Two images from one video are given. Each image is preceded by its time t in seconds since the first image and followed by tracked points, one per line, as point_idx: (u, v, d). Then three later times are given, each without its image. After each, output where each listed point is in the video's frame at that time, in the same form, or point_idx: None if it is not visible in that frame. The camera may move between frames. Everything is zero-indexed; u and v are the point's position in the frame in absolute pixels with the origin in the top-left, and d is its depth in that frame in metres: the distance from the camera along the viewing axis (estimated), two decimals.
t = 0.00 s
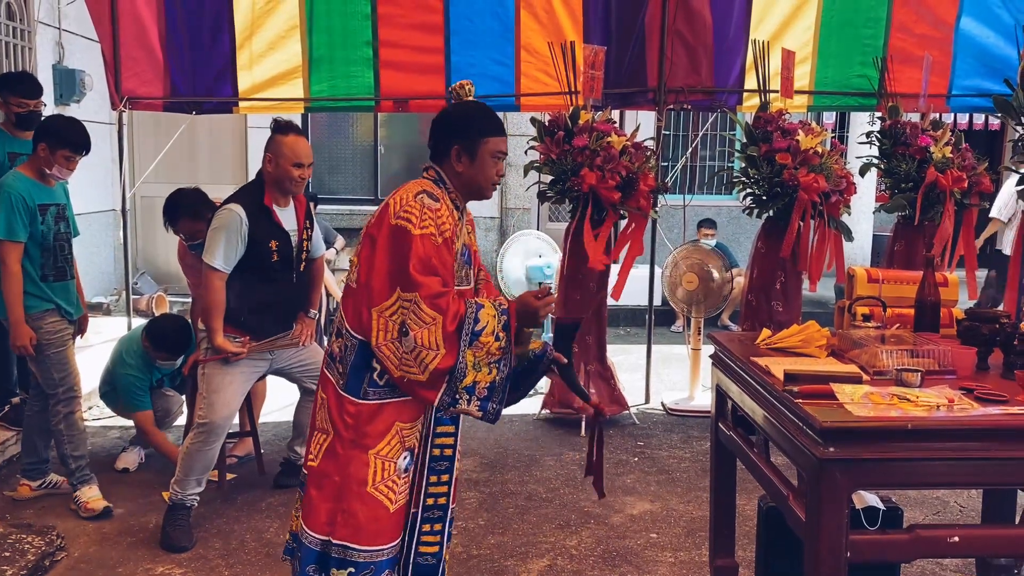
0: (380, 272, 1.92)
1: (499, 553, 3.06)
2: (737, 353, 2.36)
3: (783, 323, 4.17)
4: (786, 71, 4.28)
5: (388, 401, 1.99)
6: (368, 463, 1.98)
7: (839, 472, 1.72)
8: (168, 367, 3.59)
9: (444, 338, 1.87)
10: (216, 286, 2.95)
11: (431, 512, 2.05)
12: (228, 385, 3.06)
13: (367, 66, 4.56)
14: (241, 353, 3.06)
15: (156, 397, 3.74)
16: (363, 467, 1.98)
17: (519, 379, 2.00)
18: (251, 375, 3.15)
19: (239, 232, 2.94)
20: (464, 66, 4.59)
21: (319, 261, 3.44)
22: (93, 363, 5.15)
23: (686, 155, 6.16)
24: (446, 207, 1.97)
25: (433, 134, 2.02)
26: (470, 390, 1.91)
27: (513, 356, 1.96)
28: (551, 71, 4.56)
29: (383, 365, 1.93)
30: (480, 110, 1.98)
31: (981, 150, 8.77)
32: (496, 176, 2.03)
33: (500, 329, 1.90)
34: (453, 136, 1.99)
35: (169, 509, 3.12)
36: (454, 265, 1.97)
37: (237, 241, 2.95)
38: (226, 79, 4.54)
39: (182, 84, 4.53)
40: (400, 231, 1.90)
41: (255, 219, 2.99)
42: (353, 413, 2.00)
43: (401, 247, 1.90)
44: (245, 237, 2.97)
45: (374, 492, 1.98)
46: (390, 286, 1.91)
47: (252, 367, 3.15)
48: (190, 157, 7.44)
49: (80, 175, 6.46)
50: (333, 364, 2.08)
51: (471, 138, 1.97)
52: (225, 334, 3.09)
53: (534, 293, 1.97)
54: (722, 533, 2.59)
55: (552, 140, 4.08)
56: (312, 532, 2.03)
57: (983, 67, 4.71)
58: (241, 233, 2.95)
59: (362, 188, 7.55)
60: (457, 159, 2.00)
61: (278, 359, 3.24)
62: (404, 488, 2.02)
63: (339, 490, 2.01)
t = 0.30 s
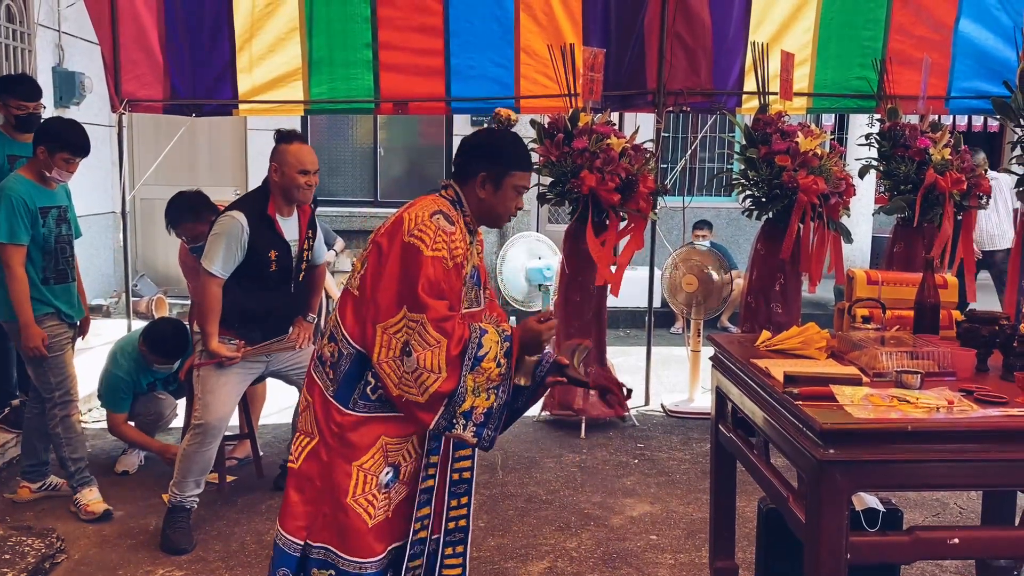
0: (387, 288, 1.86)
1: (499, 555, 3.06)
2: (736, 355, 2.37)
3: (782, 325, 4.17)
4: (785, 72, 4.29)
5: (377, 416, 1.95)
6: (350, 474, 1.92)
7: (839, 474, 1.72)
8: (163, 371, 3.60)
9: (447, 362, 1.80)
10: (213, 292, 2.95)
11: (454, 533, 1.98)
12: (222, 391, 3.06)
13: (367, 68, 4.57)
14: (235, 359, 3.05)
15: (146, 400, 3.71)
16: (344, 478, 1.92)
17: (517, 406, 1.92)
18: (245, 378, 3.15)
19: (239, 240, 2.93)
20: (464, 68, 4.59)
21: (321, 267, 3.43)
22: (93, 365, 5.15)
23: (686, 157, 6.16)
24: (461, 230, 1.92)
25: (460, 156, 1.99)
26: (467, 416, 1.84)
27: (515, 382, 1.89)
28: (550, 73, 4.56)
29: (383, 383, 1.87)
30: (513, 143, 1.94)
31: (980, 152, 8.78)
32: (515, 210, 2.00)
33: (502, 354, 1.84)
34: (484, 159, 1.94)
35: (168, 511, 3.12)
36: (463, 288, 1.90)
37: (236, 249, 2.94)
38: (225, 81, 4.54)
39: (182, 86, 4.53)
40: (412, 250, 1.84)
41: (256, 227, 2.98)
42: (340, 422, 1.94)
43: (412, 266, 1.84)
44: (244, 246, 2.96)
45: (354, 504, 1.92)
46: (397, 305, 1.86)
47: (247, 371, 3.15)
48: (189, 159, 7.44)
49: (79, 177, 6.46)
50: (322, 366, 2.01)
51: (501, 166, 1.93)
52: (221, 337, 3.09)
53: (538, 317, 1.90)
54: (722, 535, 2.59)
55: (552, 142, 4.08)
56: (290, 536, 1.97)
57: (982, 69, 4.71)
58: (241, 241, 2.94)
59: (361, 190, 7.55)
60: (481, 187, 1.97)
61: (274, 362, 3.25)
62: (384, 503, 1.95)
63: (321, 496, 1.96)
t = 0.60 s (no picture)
0: (393, 305, 1.85)
1: (499, 556, 3.06)
2: (736, 357, 2.37)
3: (781, 326, 4.18)
4: (785, 74, 4.29)
5: (367, 428, 1.93)
6: (330, 482, 1.90)
7: (839, 475, 1.73)
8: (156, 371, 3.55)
9: (446, 386, 1.80)
10: (211, 295, 2.95)
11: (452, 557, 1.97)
12: (220, 391, 3.06)
13: (366, 70, 4.57)
14: (233, 360, 3.06)
15: (142, 406, 3.74)
16: (325, 485, 1.90)
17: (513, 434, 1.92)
18: (243, 380, 3.15)
19: (239, 246, 2.93)
20: (463, 70, 4.59)
21: (322, 270, 3.42)
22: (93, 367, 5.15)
23: (685, 158, 6.16)
24: (471, 257, 1.91)
25: (483, 184, 1.99)
26: (463, 440, 1.83)
27: (513, 410, 1.89)
28: (549, 75, 4.57)
29: (382, 401, 1.86)
30: (537, 183, 1.94)
31: (978, 153, 8.80)
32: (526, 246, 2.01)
33: (502, 381, 1.85)
34: (508, 195, 1.94)
35: (168, 513, 3.12)
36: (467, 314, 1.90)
37: (236, 254, 2.94)
38: (225, 83, 4.54)
39: (181, 88, 4.53)
40: (421, 271, 1.83)
41: (256, 232, 2.98)
42: (326, 429, 1.93)
43: (419, 288, 1.83)
44: (244, 251, 2.96)
45: (330, 512, 1.89)
46: (400, 323, 1.84)
47: (245, 374, 3.15)
48: (189, 161, 7.44)
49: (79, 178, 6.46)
50: (311, 369, 1.99)
51: (524, 201, 1.94)
52: (220, 339, 3.10)
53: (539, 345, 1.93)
54: (722, 537, 2.59)
55: (551, 143, 4.08)
56: (271, 534, 1.97)
57: (981, 70, 4.72)
58: (241, 246, 2.94)
59: (361, 192, 7.56)
60: (499, 220, 1.98)
61: (272, 363, 3.26)
62: (364, 518, 1.92)
63: (304, 498, 1.95)
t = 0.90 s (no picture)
0: (397, 317, 1.85)
1: (499, 556, 3.06)
2: (735, 356, 2.37)
3: (780, 326, 4.19)
4: (784, 74, 4.29)
5: (358, 437, 1.94)
6: (315, 485, 1.89)
7: (838, 475, 1.73)
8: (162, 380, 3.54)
9: (443, 403, 1.80)
10: (215, 300, 2.95)
11: None
12: (220, 396, 3.06)
13: (365, 71, 4.57)
14: (237, 368, 3.06)
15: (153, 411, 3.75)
16: (309, 488, 1.89)
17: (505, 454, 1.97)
18: (242, 385, 3.15)
19: (241, 250, 2.93)
20: (462, 71, 4.59)
21: (321, 273, 3.42)
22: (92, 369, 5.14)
23: (684, 159, 6.15)
24: (477, 279, 1.91)
25: (500, 208, 1.99)
26: (459, 459, 1.88)
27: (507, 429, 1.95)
28: (549, 76, 4.57)
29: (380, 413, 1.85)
30: (553, 215, 1.96)
31: (977, 153, 8.81)
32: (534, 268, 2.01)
33: (501, 402, 1.89)
34: (523, 224, 1.95)
35: (167, 514, 3.12)
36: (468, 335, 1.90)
37: (239, 259, 2.94)
38: (224, 84, 4.54)
39: (180, 89, 4.53)
40: (427, 287, 1.83)
41: (257, 236, 2.97)
42: (316, 431, 1.92)
43: (424, 303, 1.82)
44: (247, 255, 2.96)
45: (309, 515, 1.88)
46: (401, 335, 1.84)
47: (245, 378, 3.15)
48: (189, 162, 7.44)
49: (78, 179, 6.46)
50: (305, 369, 1.99)
51: (540, 233, 1.95)
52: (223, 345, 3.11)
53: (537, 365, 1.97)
54: (721, 537, 2.59)
55: (550, 144, 4.08)
56: (255, 531, 1.96)
57: (980, 70, 4.72)
58: (243, 251, 2.94)
59: (360, 193, 7.55)
60: (512, 247, 1.97)
61: (273, 366, 3.25)
62: (344, 525, 1.91)
63: (286, 499, 1.94)
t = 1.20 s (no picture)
0: (397, 319, 1.85)
1: (498, 556, 3.06)
2: (734, 356, 2.36)
3: (778, 326, 4.19)
4: (782, 74, 4.30)
5: (356, 440, 1.93)
6: (312, 486, 1.89)
7: (837, 474, 1.73)
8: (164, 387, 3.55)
9: (442, 405, 1.81)
10: (210, 301, 2.96)
11: None
12: (215, 396, 3.05)
13: (365, 71, 4.57)
14: (232, 368, 3.06)
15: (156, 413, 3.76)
16: (305, 488, 1.89)
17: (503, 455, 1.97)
18: (239, 386, 3.14)
19: (236, 251, 2.93)
20: (461, 71, 4.59)
21: (321, 275, 3.42)
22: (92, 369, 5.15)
23: (683, 160, 6.14)
24: (478, 282, 1.91)
25: (503, 214, 2.00)
26: (459, 460, 1.89)
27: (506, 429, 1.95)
28: (548, 76, 4.56)
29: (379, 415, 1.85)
30: (555, 220, 1.96)
31: (976, 154, 8.83)
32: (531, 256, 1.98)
33: (499, 402, 1.89)
34: (527, 230, 1.96)
35: (166, 514, 3.11)
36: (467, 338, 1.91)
37: (233, 260, 2.94)
38: (223, 85, 4.55)
39: (179, 90, 4.54)
40: (428, 289, 1.83)
41: (252, 238, 2.98)
42: (314, 432, 1.92)
43: (424, 305, 1.82)
44: (241, 256, 2.96)
45: (304, 515, 1.88)
46: (400, 336, 1.84)
47: (241, 379, 3.14)
48: (187, 162, 7.44)
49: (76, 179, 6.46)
50: (305, 368, 1.99)
51: (541, 240, 1.96)
52: (219, 348, 3.12)
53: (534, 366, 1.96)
54: (720, 537, 2.59)
55: (550, 144, 4.08)
56: (249, 530, 1.96)
57: (979, 70, 4.72)
58: (236, 252, 2.94)
59: (359, 193, 7.55)
60: (513, 252, 1.97)
61: (270, 368, 3.25)
62: (338, 526, 1.91)
63: (281, 498, 1.94)
